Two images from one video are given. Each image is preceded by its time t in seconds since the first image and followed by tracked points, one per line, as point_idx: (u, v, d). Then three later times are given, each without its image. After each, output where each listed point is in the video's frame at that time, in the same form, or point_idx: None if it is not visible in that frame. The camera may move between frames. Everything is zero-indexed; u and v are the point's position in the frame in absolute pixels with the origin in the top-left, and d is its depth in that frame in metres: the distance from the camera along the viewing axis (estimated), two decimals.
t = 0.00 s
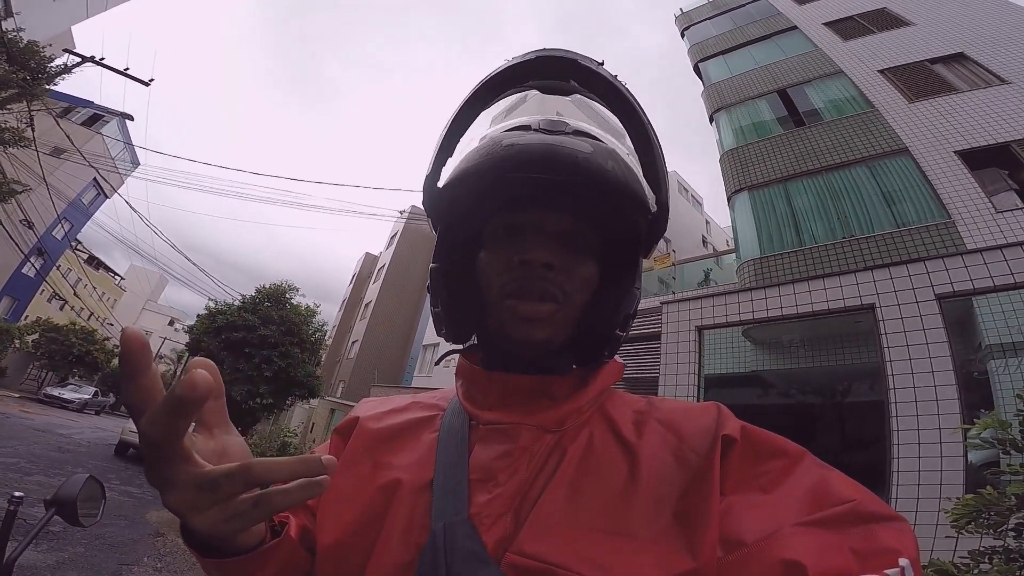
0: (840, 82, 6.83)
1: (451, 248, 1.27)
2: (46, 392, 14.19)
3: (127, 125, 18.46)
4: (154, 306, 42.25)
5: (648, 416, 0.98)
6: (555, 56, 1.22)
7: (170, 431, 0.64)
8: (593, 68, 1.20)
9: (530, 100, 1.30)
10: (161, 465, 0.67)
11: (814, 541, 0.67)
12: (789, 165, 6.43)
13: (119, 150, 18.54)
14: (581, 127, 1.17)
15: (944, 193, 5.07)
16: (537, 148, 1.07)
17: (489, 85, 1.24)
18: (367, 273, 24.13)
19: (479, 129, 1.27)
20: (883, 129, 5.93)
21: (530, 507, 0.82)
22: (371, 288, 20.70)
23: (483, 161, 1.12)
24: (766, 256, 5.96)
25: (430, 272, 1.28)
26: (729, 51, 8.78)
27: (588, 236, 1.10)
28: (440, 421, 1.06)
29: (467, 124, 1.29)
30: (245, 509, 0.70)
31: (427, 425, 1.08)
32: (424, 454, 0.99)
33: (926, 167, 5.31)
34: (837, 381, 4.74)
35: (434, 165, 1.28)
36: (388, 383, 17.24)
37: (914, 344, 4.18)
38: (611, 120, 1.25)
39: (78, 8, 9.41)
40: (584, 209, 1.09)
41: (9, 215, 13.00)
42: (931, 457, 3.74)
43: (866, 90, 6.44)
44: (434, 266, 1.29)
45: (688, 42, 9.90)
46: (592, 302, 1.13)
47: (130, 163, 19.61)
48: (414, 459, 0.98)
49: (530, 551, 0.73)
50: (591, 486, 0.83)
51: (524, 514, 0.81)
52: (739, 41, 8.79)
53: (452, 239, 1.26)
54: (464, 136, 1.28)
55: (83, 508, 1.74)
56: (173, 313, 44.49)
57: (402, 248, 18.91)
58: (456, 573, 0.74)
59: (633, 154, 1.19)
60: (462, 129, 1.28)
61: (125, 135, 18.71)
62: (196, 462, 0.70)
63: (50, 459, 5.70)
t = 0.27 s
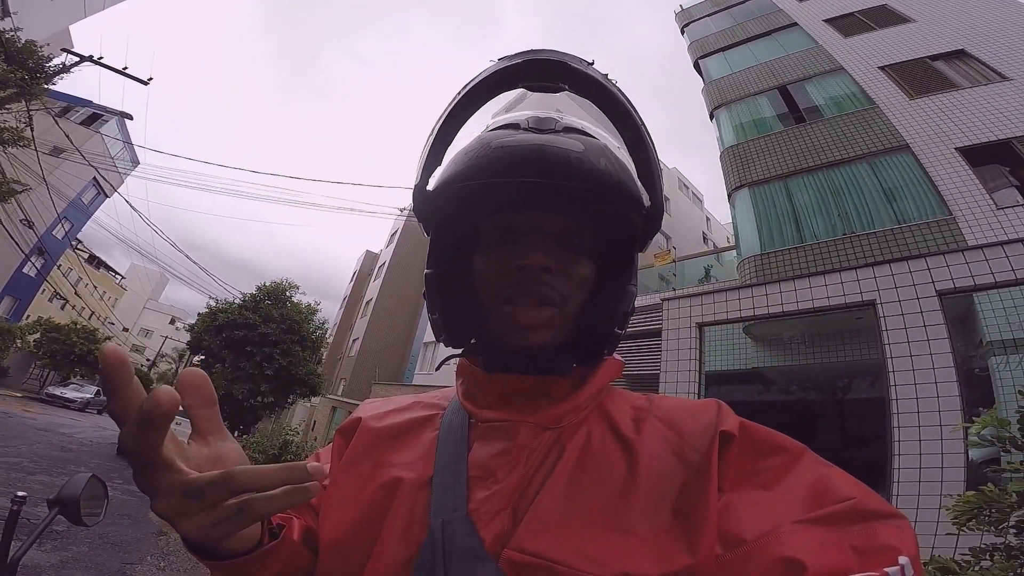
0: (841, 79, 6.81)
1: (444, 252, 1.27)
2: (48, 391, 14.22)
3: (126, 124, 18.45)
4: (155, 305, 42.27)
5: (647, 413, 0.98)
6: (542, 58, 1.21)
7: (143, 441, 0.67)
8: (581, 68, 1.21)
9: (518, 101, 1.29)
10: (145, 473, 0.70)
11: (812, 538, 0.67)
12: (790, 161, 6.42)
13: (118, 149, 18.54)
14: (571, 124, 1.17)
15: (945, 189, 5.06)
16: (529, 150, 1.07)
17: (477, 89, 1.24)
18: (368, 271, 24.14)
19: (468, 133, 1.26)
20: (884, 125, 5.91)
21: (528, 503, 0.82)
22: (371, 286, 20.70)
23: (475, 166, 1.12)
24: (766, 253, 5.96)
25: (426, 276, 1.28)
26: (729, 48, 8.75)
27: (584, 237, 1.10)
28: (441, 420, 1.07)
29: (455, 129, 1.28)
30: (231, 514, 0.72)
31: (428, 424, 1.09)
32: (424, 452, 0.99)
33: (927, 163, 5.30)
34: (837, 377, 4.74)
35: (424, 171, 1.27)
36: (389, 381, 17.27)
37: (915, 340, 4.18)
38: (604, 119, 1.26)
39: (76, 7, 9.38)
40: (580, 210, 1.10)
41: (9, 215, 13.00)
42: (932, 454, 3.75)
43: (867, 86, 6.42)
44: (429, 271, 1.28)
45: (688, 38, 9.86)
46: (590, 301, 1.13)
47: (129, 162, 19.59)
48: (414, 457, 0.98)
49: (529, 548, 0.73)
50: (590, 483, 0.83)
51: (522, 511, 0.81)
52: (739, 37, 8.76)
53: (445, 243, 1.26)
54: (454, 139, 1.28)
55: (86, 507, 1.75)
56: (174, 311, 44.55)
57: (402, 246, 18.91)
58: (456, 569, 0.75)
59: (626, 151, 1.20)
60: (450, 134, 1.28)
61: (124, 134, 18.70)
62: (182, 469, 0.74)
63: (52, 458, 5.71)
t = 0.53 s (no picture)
0: (839, 79, 6.82)
1: (442, 252, 1.26)
2: (49, 395, 14.23)
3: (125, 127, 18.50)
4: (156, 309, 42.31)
5: (648, 413, 0.98)
6: (549, 57, 1.23)
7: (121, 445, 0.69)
8: (585, 68, 1.22)
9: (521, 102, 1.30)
10: (130, 474, 0.71)
11: (813, 540, 0.67)
12: (789, 161, 6.42)
13: (119, 153, 18.59)
14: (572, 124, 1.18)
15: (945, 188, 5.05)
16: (530, 151, 1.07)
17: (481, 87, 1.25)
18: (368, 273, 24.16)
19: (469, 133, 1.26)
20: (883, 124, 5.91)
21: (528, 503, 0.82)
22: (372, 288, 20.71)
23: (477, 165, 1.12)
24: (767, 253, 5.96)
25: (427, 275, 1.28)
26: (728, 48, 8.76)
27: (584, 237, 1.10)
28: (441, 420, 1.07)
29: (455, 127, 1.28)
30: (214, 516, 0.72)
31: (428, 424, 1.09)
32: (424, 452, 1.00)
33: (927, 163, 5.30)
34: (839, 377, 4.74)
35: (425, 169, 1.27)
36: (390, 383, 17.27)
37: (916, 339, 4.18)
38: (606, 120, 1.26)
39: (75, 11, 9.42)
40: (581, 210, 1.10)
41: (9, 219, 13.02)
42: (934, 454, 3.74)
43: (865, 86, 6.43)
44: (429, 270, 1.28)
45: (687, 39, 9.88)
46: (590, 300, 1.13)
47: (130, 165, 19.64)
48: (414, 457, 0.99)
49: (530, 548, 0.74)
50: (590, 484, 0.83)
51: (522, 511, 0.82)
52: (737, 37, 8.77)
53: (442, 242, 1.25)
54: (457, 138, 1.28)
55: (88, 509, 1.75)
56: (174, 314, 44.58)
57: (402, 247, 18.93)
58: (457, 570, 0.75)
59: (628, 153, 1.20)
60: (454, 132, 1.28)
61: (124, 137, 18.75)
62: (170, 468, 0.74)
63: (54, 461, 5.72)
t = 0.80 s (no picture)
0: (841, 81, 6.82)
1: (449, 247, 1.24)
2: (52, 395, 14.27)
3: (129, 129, 18.59)
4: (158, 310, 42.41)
5: (651, 414, 0.98)
6: (568, 54, 1.21)
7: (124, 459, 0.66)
8: (603, 68, 1.20)
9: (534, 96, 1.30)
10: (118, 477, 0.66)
11: (817, 543, 0.67)
12: (792, 164, 6.41)
13: (122, 155, 18.68)
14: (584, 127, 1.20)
15: (948, 191, 5.04)
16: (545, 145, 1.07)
17: (500, 81, 1.22)
18: (370, 274, 24.18)
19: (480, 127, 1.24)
20: (885, 127, 5.91)
21: (531, 505, 0.82)
22: (373, 289, 20.73)
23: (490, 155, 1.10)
24: (769, 255, 5.95)
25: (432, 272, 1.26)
26: (729, 51, 8.77)
27: (591, 233, 1.11)
28: (443, 420, 1.07)
29: (469, 122, 1.27)
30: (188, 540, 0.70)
31: (429, 424, 1.09)
32: (427, 452, 0.99)
33: (929, 165, 5.29)
34: (843, 380, 4.74)
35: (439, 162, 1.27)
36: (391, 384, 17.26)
37: (919, 343, 4.16)
38: (617, 125, 1.27)
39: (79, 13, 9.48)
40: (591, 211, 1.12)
41: (13, 220, 13.08)
42: (937, 457, 3.72)
43: (868, 89, 6.42)
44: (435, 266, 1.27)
45: (689, 42, 9.89)
46: (596, 298, 1.13)
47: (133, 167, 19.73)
48: (416, 457, 0.99)
49: (531, 550, 0.73)
50: (593, 486, 0.83)
51: (524, 512, 0.81)
52: (739, 40, 8.78)
53: (451, 237, 1.24)
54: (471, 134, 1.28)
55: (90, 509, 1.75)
56: (177, 316, 44.68)
57: (404, 249, 18.95)
58: (457, 571, 0.75)
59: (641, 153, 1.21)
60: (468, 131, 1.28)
61: (128, 139, 18.85)
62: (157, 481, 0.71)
63: (56, 461, 5.73)
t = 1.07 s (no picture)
0: (845, 84, 6.81)
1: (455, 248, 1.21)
2: (53, 394, 14.29)
3: (133, 128, 18.66)
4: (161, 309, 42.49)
5: (652, 414, 0.97)
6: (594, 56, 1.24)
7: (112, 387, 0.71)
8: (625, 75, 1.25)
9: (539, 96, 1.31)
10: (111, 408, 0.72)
11: (819, 543, 0.66)
12: (795, 166, 6.40)
13: (126, 154, 18.74)
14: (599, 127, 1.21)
15: (951, 194, 5.03)
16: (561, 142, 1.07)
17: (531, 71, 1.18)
18: (372, 275, 24.21)
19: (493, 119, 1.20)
20: (889, 130, 5.89)
21: (532, 505, 0.82)
22: (375, 290, 20.74)
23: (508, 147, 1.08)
24: (772, 258, 5.93)
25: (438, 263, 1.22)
26: (733, 53, 8.77)
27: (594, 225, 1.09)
28: (442, 418, 1.06)
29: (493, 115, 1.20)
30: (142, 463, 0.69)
31: (428, 422, 1.08)
32: (426, 451, 0.99)
33: (932, 168, 5.27)
34: (845, 383, 4.70)
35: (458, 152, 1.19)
36: (392, 385, 17.26)
37: (921, 345, 4.15)
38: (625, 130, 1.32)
39: (85, 13, 9.52)
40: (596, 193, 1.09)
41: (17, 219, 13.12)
42: (938, 460, 3.71)
43: (871, 91, 6.41)
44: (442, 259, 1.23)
45: (692, 43, 9.89)
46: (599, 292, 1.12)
47: (137, 166, 19.79)
48: (415, 456, 0.98)
49: (532, 551, 0.73)
50: (595, 486, 0.82)
51: (525, 512, 0.81)
52: (743, 42, 8.77)
53: (457, 235, 1.20)
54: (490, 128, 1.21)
55: (90, 508, 1.75)
56: (179, 315, 44.76)
57: (406, 249, 18.96)
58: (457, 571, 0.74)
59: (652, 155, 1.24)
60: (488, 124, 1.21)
61: (132, 138, 18.91)
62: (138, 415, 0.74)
63: (56, 459, 5.73)
